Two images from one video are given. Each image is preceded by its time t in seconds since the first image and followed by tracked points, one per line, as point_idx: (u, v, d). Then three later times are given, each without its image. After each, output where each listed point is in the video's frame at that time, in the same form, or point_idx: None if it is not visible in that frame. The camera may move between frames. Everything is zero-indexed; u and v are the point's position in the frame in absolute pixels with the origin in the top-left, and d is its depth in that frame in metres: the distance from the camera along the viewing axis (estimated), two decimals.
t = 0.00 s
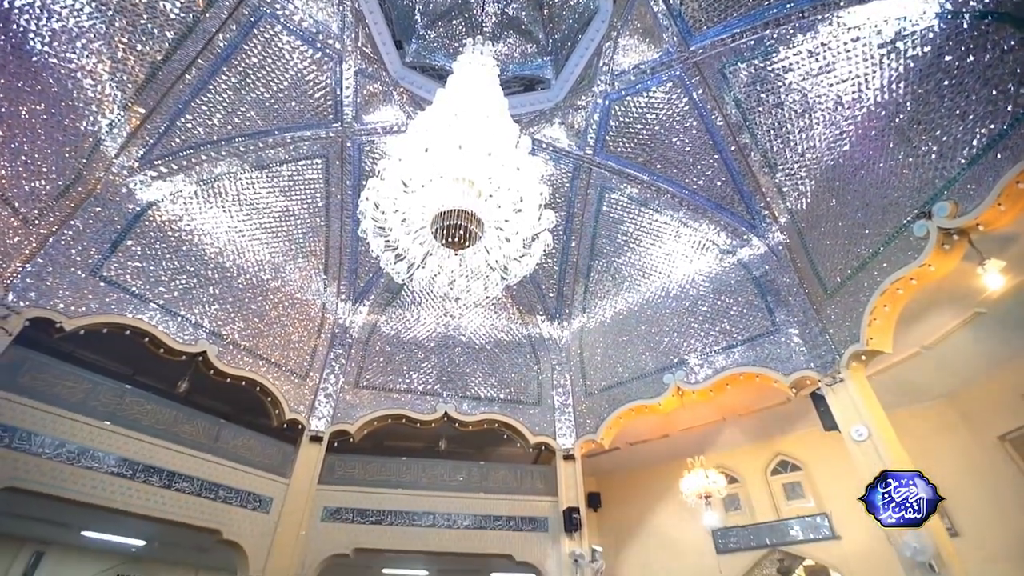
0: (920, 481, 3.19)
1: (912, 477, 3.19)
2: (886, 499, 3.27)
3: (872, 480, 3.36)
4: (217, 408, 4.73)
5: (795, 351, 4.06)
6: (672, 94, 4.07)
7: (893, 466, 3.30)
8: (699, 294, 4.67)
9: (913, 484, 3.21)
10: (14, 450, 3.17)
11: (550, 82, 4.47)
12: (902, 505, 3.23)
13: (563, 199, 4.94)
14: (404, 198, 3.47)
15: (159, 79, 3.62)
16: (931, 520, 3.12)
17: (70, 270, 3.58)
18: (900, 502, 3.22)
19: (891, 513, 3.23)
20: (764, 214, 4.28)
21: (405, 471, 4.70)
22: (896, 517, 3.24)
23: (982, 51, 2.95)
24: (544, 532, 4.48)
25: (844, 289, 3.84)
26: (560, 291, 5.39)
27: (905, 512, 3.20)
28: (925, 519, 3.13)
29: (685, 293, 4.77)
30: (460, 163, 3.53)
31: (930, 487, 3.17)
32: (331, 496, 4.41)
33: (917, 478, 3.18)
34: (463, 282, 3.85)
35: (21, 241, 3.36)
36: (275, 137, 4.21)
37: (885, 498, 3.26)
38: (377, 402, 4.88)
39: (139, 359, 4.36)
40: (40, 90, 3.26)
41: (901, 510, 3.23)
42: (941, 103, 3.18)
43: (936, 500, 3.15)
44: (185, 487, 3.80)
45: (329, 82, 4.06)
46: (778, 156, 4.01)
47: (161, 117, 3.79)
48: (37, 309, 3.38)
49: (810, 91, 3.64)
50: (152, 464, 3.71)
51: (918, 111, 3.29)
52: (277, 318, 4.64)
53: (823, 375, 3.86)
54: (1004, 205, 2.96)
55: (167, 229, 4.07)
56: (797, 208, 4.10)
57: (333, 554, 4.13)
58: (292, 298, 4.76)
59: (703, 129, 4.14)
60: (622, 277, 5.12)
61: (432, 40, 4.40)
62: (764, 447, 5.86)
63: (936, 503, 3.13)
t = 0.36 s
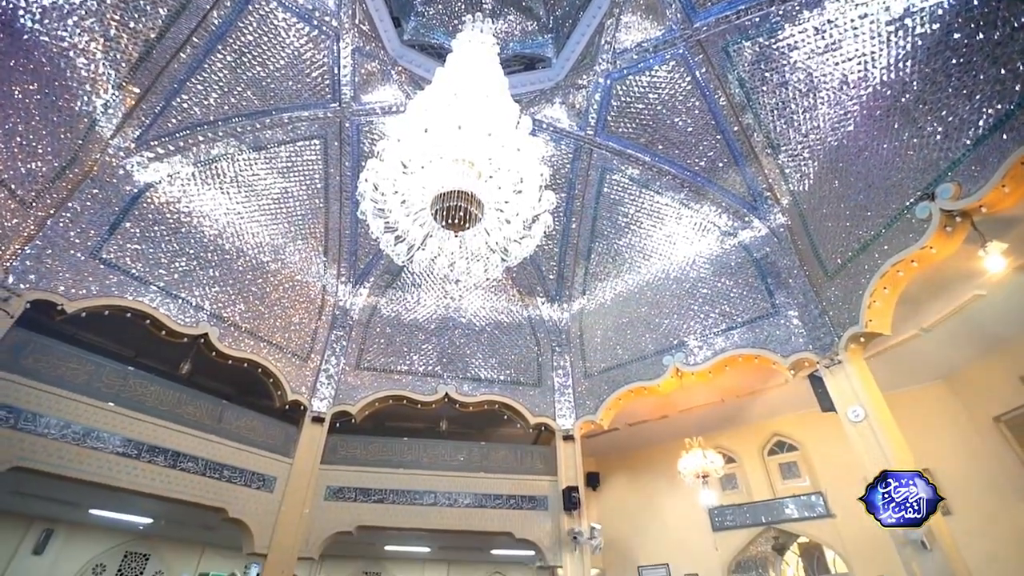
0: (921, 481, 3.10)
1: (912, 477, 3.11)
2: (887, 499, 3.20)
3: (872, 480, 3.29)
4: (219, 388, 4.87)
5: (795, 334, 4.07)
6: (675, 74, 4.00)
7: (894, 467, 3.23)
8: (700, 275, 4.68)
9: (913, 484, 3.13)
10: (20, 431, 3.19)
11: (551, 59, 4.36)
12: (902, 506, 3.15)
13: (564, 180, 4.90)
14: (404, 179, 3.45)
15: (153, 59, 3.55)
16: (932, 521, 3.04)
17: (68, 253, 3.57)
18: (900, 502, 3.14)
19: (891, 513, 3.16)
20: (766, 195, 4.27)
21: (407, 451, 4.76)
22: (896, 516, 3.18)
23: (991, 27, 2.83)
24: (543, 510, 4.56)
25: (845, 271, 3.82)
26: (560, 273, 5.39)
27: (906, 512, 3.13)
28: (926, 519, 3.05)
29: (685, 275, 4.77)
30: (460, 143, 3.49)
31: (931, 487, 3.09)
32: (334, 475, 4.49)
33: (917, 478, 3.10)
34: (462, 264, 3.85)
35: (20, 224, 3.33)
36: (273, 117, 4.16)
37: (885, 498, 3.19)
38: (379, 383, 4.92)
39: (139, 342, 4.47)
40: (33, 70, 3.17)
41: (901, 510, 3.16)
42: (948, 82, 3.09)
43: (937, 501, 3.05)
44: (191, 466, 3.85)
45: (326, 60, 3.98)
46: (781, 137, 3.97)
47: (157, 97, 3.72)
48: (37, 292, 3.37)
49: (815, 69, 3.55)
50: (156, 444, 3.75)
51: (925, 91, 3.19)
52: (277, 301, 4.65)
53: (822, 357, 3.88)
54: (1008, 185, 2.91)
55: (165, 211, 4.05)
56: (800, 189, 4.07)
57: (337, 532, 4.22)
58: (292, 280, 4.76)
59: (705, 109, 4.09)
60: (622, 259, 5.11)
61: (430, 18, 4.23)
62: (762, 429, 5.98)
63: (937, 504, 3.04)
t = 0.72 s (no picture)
0: (920, 482, 3.08)
1: (912, 477, 3.09)
2: (887, 498, 3.20)
3: (873, 479, 3.28)
4: (220, 369, 4.93)
5: (794, 316, 4.07)
6: (678, 52, 3.95)
7: (893, 467, 3.20)
8: (700, 257, 4.68)
9: (913, 484, 3.11)
10: (26, 412, 3.22)
11: (552, 38, 4.33)
12: (902, 505, 3.14)
13: (564, 162, 4.86)
14: (404, 160, 3.42)
15: (146, 38, 3.47)
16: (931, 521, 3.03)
17: (66, 235, 3.54)
18: (900, 502, 3.13)
19: (891, 513, 3.17)
20: (768, 176, 4.24)
21: (408, 432, 4.81)
22: (897, 515, 3.18)
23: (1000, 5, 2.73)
24: (543, 489, 4.63)
25: (846, 254, 3.80)
26: (561, 255, 5.38)
27: (905, 512, 3.12)
28: (925, 519, 3.05)
29: (686, 257, 4.77)
30: (459, 123, 3.45)
31: (931, 487, 3.06)
32: (337, 455, 4.55)
33: (917, 478, 3.09)
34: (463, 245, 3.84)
35: (18, 206, 3.30)
36: (270, 97, 4.10)
37: (885, 498, 3.18)
38: (380, 365, 4.95)
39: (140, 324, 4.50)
40: (25, 47, 3.10)
41: (901, 510, 3.15)
42: (956, 61, 3.01)
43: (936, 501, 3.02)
44: (194, 447, 3.90)
45: (323, 38, 3.94)
46: (784, 118, 3.91)
47: (151, 76, 3.65)
48: (38, 274, 3.36)
49: (821, 48, 3.49)
50: (160, 425, 3.79)
51: (932, 70, 3.12)
52: (277, 283, 4.65)
53: (820, 339, 3.88)
54: (1013, 166, 2.85)
55: (163, 193, 4.01)
56: (802, 170, 4.04)
57: (340, 510, 4.29)
58: (292, 262, 4.76)
59: (708, 88, 4.03)
60: (622, 241, 5.09)
61: None
62: (760, 410, 6.04)
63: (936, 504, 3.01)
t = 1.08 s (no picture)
0: (920, 482, 3.06)
1: (911, 477, 3.07)
2: (887, 499, 3.18)
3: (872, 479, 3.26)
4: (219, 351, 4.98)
5: (794, 299, 4.08)
6: (682, 30, 3.88)
7: (892, 466, 3.18)
8: (700, 239, 4.68)
9: (913, 484, 3.09)
10: (30, 393, 3.24)
11: (553, 14, 4.30)
12: (902, 505, 3.12)
13: (565, 143, 4.81)
14: (402, 140, 3.37)
15: (139, 14, 3.39)
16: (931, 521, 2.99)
17: (64, 217, 3.52)
18: (900, 502, 3.10)
19: (891, 513, 3.14)
20: (772, 157, 4.17)
21: (408, 413, 4.86)
22: (897, 516, 3.16)
23: None
24: (543, 469, 4.70)
25: (847, 236, 3.78)
26: (561, 237, 5.35)
27: (905, 511, 3.10)
28: (926, 519, 3.01)
29: (687, 239, 4.76)
30: (459, 103, 3.39)
31: (931, 488, 3.03)
32: (340, 436, 4.61)
33: (917, 478, 3.06)
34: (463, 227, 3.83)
35: (13, 188, 3.23)
36: (267, 76, 4.04)
37: (885, 498, 3.16)
38: (381, 347, 4.98)
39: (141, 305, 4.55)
40: (15, 25, 2.97)
41: (901, 510, 3.12)
42: (965, 39, 2.93)
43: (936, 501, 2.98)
44: (197, 428, 3.93)
45: (320, 15, 3.87)
46: (788, 98, 3.83)
47: (145, 54, 3.57)
48: (38, 257, 3.34)
49: (828, 25, 3.38)
50: (163, 406, 3.82)
51: (941, 47, 3.03)
52: (277, 265, 4.65)
53: (819, 321, 3.88)
54: (1018, 148, 2.85)
55: (160, 174, 3.97)
56: (805, 151, 3.97)
57: (343, 489, 4.35)
58: (292, 244, 4.75)
59: (712, 66, 3.95)
60: (623, 223, 5.07)
61: None
62: (757, 390, 6.15)
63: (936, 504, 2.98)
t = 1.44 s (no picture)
0: (920, 482, 3.06)
1: (912, 478, 3.07)
2: (887, 499, 3.20)
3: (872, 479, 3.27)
4: (220, 332, 5.01)
5: (794, 282, 4.08)
6: (685, 7, 3.78)
7: (892, 466, 3.19)
8: (701, 221, 4.65)
9: (913, 484, 3.09)
10: (34, 374, 3.27)
11: None
12: (902, 505, 3.14)
13: (566, 123, 4.75)
14: (401, 121, 3.33)
15: None
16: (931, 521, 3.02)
17: (61, 198, 3.49)
18: (900, 502, 3.12)
19: (891, 513, 3.17)
20: (774, 138, 4.11)
21: (409, 394, 4.91)
22: (897, 515, 3.19)
23: None
24: (543, 449, 4.76)
25: (850, 217, 3.78)
26: (562, 218, 5.32)
27: (905, 511, 3.12)
28: (926, 519, 3.04)
29: (688, 220, 4.73)
30: (459, 82, 3.34)
31: (931, 488, 3.04)
32: (341, 416, 4.65)
33: (917, 478, 3.07)
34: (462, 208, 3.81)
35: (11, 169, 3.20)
36: (264, 54, 3.96)
37: (885, 498, 3.18)
38: (381, 329, 5.00)
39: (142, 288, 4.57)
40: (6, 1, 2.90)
41: (901, 510, 3.14)
42: (975, 16, 2.85)
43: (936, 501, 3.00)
44: (200, 408, 3.97)
45: None
46: (792, 77, 3.76)
47: (139, 32, 3.50)
48: (37, 239, 3.34)
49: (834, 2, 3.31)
50: (166, 387, 3.85)
51: (950, 23, 2.95)
52: (277, 247, 4.65)
53: (819, 303, 3.89)
54: None
55: (156, 154, 3.92)
56: (809, 131, 3.90)
57: (345, 468, 4.42)
58: (291, 226, 4.73)
59: (715, 44, 3.87)
60: (624, 205, 5.03)
61: None
62: (755, 371, 6.22)
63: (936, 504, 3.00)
